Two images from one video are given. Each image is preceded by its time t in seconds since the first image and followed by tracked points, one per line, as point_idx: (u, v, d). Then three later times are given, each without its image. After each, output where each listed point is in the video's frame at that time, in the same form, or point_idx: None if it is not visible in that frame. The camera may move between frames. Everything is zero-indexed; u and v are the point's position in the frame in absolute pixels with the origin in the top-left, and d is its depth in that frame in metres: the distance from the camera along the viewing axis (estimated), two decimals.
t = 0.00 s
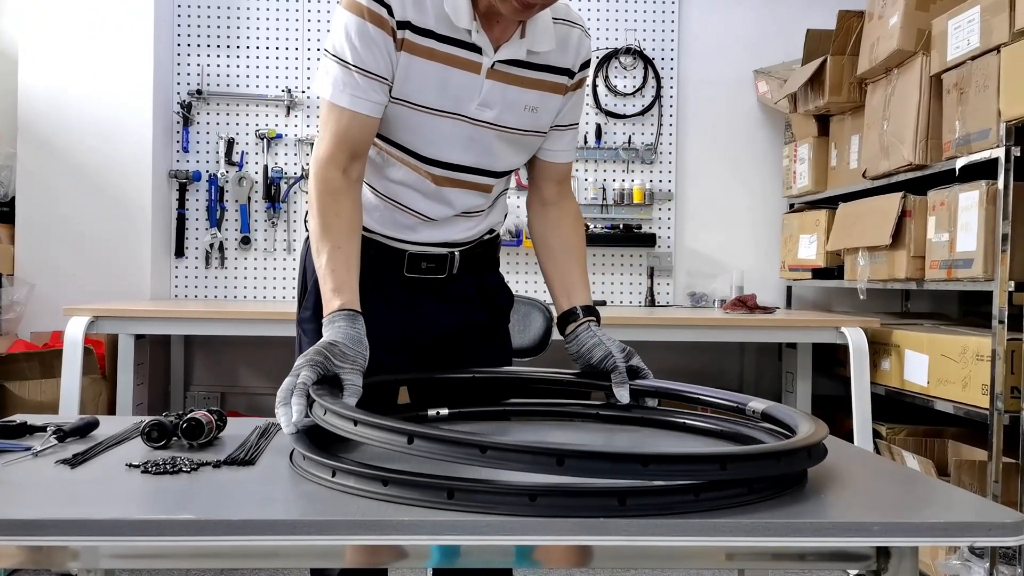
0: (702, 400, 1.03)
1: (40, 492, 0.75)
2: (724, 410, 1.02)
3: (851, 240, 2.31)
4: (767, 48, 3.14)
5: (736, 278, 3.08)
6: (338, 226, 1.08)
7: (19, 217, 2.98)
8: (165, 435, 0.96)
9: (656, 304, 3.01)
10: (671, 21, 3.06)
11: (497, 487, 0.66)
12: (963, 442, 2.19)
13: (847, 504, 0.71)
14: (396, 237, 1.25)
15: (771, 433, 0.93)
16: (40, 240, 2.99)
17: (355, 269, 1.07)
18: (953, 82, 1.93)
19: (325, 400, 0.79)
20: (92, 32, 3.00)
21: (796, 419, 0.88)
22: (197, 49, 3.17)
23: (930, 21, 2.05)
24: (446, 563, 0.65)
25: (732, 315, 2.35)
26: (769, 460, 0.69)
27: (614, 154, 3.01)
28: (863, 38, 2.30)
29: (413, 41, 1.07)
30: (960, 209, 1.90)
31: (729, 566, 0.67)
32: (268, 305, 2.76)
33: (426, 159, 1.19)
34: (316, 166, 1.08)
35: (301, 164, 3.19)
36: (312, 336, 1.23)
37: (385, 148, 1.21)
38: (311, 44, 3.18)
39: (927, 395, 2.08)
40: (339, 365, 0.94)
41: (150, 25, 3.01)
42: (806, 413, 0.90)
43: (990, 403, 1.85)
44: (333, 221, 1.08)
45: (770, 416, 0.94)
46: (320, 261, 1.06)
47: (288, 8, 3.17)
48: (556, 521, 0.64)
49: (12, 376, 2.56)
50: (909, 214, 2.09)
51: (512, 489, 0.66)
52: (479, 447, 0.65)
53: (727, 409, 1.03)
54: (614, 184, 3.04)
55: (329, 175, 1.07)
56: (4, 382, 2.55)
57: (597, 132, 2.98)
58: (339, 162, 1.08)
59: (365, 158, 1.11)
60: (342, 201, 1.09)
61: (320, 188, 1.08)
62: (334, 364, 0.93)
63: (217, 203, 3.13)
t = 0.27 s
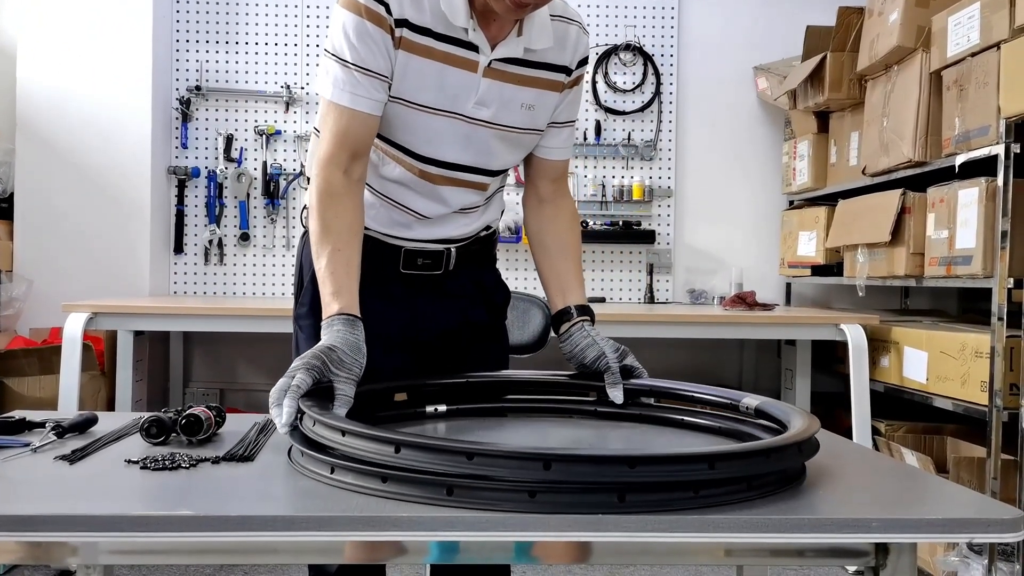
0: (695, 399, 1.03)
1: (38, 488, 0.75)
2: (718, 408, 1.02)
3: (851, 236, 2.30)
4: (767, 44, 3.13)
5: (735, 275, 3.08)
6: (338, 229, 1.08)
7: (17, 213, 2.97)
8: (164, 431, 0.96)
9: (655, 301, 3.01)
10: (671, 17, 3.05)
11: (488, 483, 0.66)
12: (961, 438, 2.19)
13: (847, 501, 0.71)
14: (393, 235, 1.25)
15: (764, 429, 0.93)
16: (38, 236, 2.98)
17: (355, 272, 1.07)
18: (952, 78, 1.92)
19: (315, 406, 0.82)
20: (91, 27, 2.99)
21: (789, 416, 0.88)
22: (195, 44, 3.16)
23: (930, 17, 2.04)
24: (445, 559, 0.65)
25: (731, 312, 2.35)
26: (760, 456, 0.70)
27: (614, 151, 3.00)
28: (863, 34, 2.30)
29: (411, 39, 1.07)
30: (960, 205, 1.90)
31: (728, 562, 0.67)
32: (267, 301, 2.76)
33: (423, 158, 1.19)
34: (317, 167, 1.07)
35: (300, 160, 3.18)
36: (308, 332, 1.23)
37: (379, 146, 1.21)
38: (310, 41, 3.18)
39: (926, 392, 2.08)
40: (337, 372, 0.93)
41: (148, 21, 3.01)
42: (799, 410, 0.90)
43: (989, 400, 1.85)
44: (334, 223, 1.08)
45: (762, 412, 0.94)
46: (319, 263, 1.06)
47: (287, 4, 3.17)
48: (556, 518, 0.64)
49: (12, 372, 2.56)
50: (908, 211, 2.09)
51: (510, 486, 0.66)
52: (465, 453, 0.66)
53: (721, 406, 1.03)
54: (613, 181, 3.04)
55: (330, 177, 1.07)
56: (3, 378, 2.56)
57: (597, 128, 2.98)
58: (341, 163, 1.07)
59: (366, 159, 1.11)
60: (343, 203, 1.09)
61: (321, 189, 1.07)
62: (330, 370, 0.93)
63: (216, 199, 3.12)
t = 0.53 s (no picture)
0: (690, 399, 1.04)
1: (39, 485, 0.75)
2: (710, 409, 1.02)
3: (851, 234, 2.30)
4: (767, 42, 3.13)
5: (735, 272, 3.09)
6: (336, 232, 1.06)
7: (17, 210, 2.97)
8: (164, 428, 0.96)
9: (655, 299, 3.01)
10: (671, 15, 3.05)
11: (480, 481, 0.67)
12: (960, 436, 2.20)
13: (846, 499, 0.71)
14: (390, 234, 1.25)
15: (760, 429, 0.94)
16: (38, 233, 2.98)
17: (351, 276, 1.05)
18: (952, 76, 1.92)
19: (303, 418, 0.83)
20: (91, 25, 2.99)
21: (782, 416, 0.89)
22: (195, 42, 3.16)
23: (930, 15, 2.04)
24: (444, 557, 0.65)
25: (731, 310, 2.35)
26: (751, 454, 0.71)
27: (613, 148, 3.00)
28: (863, 33, 2.29)
29: (410, 40, 1.07)
30: (959, 203, 1.90)
31: (727, 560, 0.68)
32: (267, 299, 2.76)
33: (421, 158, 1.19)
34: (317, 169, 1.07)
35: (300, 158, 3.18)
36: (307, 329, 1.23)
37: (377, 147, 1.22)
38: (310, 38, 3.18)
39: (925, 390, 2.08)
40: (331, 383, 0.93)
41: (148, 19, 3.00)
42: (790, 412, 0.91)
43: (988, 398, 1.85)
44: (332, 226, 1.07)
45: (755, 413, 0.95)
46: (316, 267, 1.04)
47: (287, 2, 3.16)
48: (555, 515, 0.64)
49: (12, 369, 2.57)
50: (908, 209, 2.09)
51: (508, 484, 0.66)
52: (454, 455, 0.67)
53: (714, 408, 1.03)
54: (613, 179, 3.04)
55: (329, 178, 1.06)
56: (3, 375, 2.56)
57: (597, 126, 2.98)
58: (340, 164, 1.07)
59: (365, 163, 1.10)
60: (341, 206, 1.08)
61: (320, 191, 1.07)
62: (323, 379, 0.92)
63: (215, 196, 3.12)
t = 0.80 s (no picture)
0: (686, 401, 1.04)
1: (39, 487, 0.76)
2: (708, 411, 1.02)
3: (851, 236, 2.30)
4: (767, 44, 3.13)
5: (734, 274, 3.09)
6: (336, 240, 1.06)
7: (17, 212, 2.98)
8: (164, 430, 0.96)
9: (654, 300, 3.02)
10: (671, 17, 3.05)
11: (481, 485, 0.67)
12: (960, 438, 2.20)
13: (843, 502, 0.71)
14: (388, 235, 1.25)
15: (756, 430, 0.94)
16: (38, 235, 2.98)
17: (348, 280, 1.05)
18: (953, 78, 1.92)
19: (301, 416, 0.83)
20: (91, 26, 2.99)
21: (779, 419, 0.89)
22: (196, 43, 3.16)
23: (930, 17, 2.04)
24: (444, 559, 0.66)
25: (731, 311, 2.35)
26: (747, 456, 0.71)
27: (613, 150, 3.00)
28: (863, 35, 2.29)
29: (409, 43, 1.07)
30: (959, 205, 1.90)
31: (727, 562, 0.68)
32: (267, 300, 2.76)
33: (421, 160, 1.20)
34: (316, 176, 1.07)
35: (300, 159, 3.19)
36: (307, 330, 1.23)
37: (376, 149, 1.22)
38: (311, 40, 3.18)
39: (924, 392, 2.08)
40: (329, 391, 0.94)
41: (148, 21, 3.01)
42: (787, 415, 0.91)
43: (987, 400, 1.85)
44: (331, 227, 1.06)
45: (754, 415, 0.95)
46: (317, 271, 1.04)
47: (288, 4, 3.17)
48: (555, 517, 0.65)
49: (12, 371, 2.57)
50: (907, 211, 2.09)
51: (508, 487, 0.66)
52: (455, 457, 0.67)
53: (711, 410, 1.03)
54: (612, 180, 3.04)
55: (327, 180, 1.06)
56: (2, 377, 2.56)
57: (597, 128, 2.98)
58: (337, 166, 1.07)
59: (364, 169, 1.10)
60: (340, 207, 1.07)
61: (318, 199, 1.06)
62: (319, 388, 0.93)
63: (215, 198, 3.12)
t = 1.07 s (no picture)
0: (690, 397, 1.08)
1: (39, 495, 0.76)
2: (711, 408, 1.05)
3: (850, 242, 2.30)
4: (766, 50, 3.14)
5: (734, 279, 3.09)
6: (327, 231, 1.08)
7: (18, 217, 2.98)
8: (164, 437, 0.96)
9: (654, 305, 3.02)
10: (670, 23, 3.06)
11: (484, 482, 0.68)
12: (960, 443, 2.20)
13: (840, 508, 0.71)
14: (386, 240, 1.26)
15: (757, 430, 0.97)
16: (39, 240, 2.99)
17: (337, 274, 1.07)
18: (951, 84, 1.92)
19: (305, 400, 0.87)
20: (92, 32, 3.00)
21: (779, 419, 0.91)
22: (196, 49, 3.17)
23: (928, 23, 2.04)
24: (443, 566, 0.66)
25: (730, 317, 2.35)
26: (746, 465, 0.71)
27: (613, 155, 3.01)
28: (862, 41, 2.29)
29: (404, 46, 1.08)
30: (958, 211, 1.90)
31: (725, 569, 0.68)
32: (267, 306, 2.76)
33: (418, 163, 1.20)
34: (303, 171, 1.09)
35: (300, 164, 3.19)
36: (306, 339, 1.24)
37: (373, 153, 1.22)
38: (312, 46, 3.19)
39: (923, 397, 2.08)
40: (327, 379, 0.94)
41: (149, 26, 3.02)
42: (787, 413, 0.93)
43: (986, 405, 1.85)
44: (319, 223, 1.08)
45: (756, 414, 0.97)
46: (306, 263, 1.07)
47: (288, 10, 3.18)
48: (554, 525, 0.65)
49: (11, 377, 2.58)
50: (906, 216, 2.10)
51: (509, 487, 0.67)
52: (458, 453, 0.69)
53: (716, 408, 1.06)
54: (612, 185, 3.05)
55: (314, 178, 1.08)
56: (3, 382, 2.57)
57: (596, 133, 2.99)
58: (323, 164, 1.09)
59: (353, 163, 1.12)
60: (327, 204, 1.09)
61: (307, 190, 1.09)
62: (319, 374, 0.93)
63: (215, 203, 3.14)
